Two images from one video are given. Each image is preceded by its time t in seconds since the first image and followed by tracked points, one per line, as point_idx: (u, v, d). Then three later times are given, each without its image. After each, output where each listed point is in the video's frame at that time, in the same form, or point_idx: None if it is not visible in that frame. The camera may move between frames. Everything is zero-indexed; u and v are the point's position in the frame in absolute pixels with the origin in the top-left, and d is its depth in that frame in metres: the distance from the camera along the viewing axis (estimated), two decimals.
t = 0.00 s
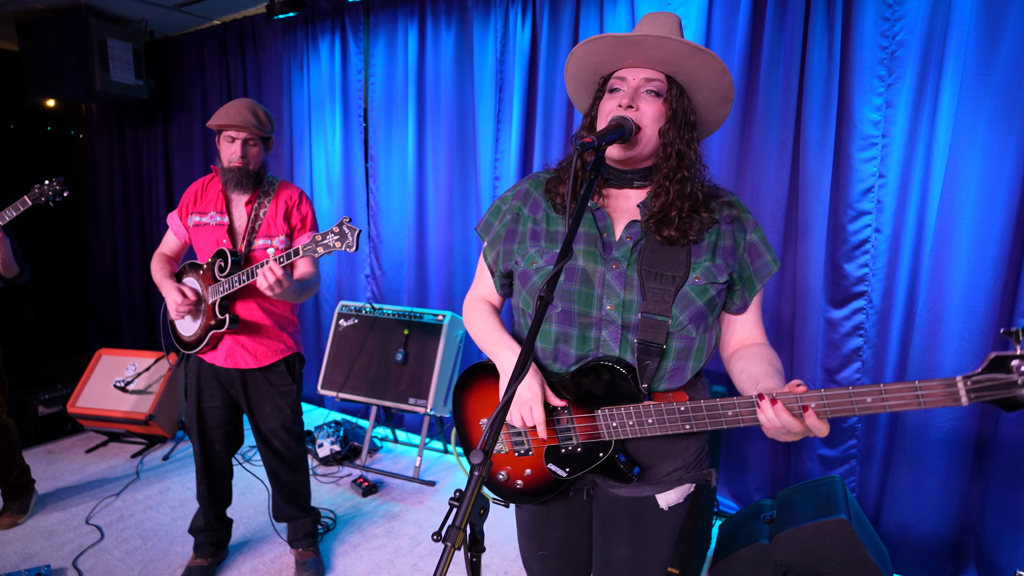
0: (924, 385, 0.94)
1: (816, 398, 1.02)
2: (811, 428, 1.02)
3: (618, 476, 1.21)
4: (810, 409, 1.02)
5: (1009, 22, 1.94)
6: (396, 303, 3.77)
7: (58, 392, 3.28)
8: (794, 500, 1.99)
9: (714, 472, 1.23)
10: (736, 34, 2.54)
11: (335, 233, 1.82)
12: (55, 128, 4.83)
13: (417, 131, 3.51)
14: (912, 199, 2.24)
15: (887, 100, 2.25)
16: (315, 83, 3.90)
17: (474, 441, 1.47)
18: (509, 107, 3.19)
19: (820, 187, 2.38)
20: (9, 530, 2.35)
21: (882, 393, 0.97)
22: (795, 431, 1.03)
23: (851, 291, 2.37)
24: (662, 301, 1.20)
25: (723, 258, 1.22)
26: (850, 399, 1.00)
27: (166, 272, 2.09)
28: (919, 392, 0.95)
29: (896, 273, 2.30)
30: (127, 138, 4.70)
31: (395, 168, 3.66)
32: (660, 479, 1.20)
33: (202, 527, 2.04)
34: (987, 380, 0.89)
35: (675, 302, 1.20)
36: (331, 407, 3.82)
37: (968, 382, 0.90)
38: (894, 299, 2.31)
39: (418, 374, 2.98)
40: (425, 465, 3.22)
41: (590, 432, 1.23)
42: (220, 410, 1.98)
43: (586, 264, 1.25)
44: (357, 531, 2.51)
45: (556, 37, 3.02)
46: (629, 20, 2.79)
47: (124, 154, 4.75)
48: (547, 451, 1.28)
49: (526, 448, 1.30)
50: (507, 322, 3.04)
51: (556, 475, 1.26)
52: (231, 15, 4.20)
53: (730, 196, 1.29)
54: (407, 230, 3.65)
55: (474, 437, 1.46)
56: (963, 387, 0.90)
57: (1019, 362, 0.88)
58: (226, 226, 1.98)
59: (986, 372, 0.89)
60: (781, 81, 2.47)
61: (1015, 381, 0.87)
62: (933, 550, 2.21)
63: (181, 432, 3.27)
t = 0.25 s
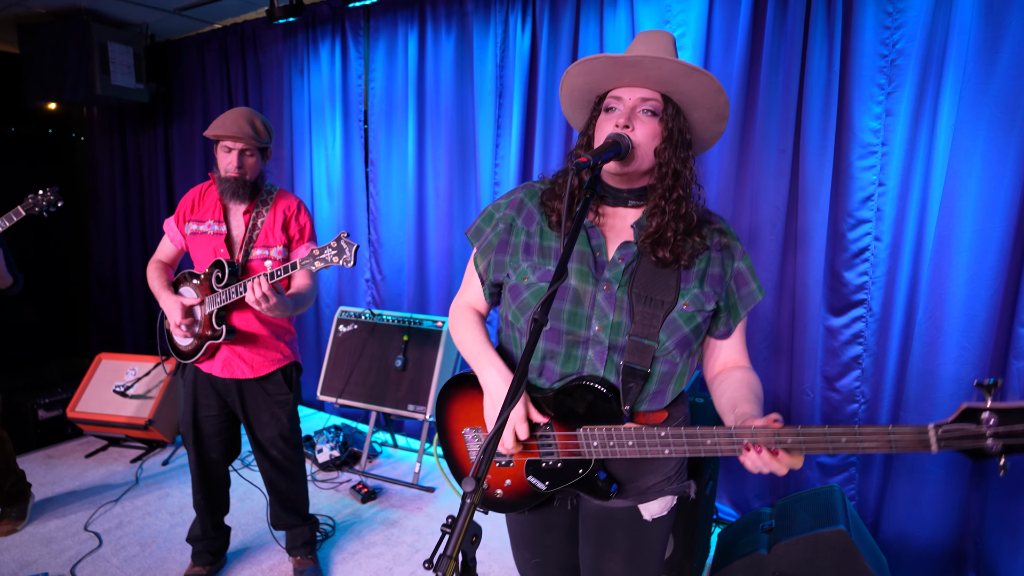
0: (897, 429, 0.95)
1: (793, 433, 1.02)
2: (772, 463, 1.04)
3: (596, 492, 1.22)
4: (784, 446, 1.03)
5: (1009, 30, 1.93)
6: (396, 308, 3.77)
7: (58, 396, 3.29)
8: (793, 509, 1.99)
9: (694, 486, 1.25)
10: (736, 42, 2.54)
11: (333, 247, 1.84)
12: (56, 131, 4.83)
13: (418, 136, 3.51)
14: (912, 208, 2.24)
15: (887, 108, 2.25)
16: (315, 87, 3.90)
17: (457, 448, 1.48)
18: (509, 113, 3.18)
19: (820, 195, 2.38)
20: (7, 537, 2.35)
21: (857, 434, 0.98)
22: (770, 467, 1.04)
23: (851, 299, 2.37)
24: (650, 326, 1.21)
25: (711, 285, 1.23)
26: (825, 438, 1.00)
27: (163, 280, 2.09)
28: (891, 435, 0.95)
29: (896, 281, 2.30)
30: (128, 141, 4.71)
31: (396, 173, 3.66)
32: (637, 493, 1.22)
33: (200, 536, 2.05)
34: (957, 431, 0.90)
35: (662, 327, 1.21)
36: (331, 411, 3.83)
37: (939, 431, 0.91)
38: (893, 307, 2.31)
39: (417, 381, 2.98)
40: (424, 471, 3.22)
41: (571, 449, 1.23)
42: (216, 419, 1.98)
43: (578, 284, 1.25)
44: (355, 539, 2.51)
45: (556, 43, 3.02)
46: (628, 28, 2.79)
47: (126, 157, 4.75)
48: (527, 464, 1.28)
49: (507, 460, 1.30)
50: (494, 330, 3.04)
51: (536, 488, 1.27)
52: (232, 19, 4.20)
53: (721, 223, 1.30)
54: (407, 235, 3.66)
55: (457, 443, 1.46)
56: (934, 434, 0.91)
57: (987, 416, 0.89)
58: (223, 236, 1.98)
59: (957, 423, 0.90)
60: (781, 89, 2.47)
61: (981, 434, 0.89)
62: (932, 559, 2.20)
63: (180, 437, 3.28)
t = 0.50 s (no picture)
0: (863, 477, 0.94)
1: (761, 470, 1.02)
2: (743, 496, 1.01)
3: (571, 508, 1.24)
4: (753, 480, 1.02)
5: (1006, 39, 1.93)
6: (396, 313, 3.78)
7: (59, 400, 3.30)
8: (790, 517, 2.00)
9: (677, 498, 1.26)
10: (734, 50, 2.55)
11: (329, 261, 1.86)
12: (58, 134, 4.85)
13: (418, 141, 3.52)
14: (909, 216, 2.24)
15: (884, 116, 2.25)
16: (315, 92, 3.91)
17: (442, 453, 1.50)
18: (508, 118, 3.19)
19: (817, 203, 2.37)
20: (7, 542, 2.37)
21: (823, 477, 0.97)
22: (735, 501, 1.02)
23: (849, 306, 2.37)
24: (630, 348, 1.22)
25: (696, 310, 1.24)
26: (792, 479, 1.00)
27: (160, 289, 2.10)
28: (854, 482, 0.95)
29: (893, 289, 2.30)
30: (130, 144, 4.72)
31: (396, 177, 3.67)
32: (617, 509, 1.23)
33: (198, 543, 2.06)
34: (923, 483, 0.90)
35: (644, 350, 1.22)
36: (331, 415, 3.84)
37: (907, 483, 0.90)
38: (890, 314, 2.31)
39: (415, 387, 3.00)
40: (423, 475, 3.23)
41: (549, 465, 1.25)
42: (214, 427, 1.99)
43: (562, 302, 1.29)
44: (354, 544, 2.52)
45: (555, 49, 3.02)
46: (626, 34, 2.80)
47: (128, 160, 4.77)
48: (509, 476, 1.31)
49: (490, 470, 1.33)
50: (486, 341, 3.05)
51: (516, 499, 1.30)
52: (233, 24, 4.21)
53: (712, 245, 1.31)
54: (407, 239, 3.67)
55: (442, 449, 1.48)
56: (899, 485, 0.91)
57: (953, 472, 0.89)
58: (220, 244, 1.99)
59: (923, 475, 0.90)
60: (779, 96, 2.47)
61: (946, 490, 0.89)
62: (930, 566, 2.20)
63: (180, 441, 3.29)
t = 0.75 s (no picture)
0: (832, 501, 0.94)
1: (732, 491, 1.02)
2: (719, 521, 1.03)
3: (557, 520, 1.25)
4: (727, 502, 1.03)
5: (1006, 48, 1.94)
6: (397, 317, 3.78)
7: (61, 403, 3.32)
8: (789, 523, 2.00)
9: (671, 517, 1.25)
10: (734, 57, 2.55)
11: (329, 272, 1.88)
12: (61, 136, 4.87)
13: (419, 146, 3.52)
14: (908, 223, 2.24)
15: (884, 123, 2.25)
16: (316, 95, 3.91)
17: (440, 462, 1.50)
18: (509, 123, 3.19)
19: (817, 210, 2.38)
20: (8, 547, 2.38)
21: (792, 501, 0.97)
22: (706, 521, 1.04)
23: (848, 313, 2.37)
24: (615, 363, 1.24)
25: (688, 327, 1.24)
26: (762, 501, 1.00)
27: (160, 296, 2.11)
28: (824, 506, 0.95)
29: (893, 295, 2.30)
30: (132, 146, 4.73)
31: (397, 180, 3.68)
32: (607, 525, 1.23)
33: (198, 548, 2.07)
34: (892, 511, 0.89)
35: (630, 366, 1.23)
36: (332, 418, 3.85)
37: (875, 510, 0.90)
38: (889, 321, 2.31)
39: (415, 391, 3.01)
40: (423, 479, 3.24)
41: (536, 477, 1.27)
42: (214, 433, 2.00)
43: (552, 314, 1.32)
44: (354, 549, 2.53)
45: (556, 54, 3.03)
46: (626, 40, 2.80)
47: (130, 162, 4.78)
48: (500, 487, 1.33)
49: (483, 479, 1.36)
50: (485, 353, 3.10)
51: (506, 510, 1.32)
52: (235, 27, 4.22)
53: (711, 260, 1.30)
54: (408, 243, 3.67)
55: (439, 457, 1.49)
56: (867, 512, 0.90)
57: (924, 500, 0.87)
58: (220, 252, 2.00)
59: (893, 503, 0.89)
60: (778, 103, 2.47)
61: (918, 518, 0.88)
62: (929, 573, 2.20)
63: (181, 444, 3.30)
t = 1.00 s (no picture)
0: (817, 518, 0.94)
1: (718, 503, 1.03)
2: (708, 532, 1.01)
3: (554, 528, 1.26)
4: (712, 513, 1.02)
5: (1010, 52, 1.93)
6: (400, 319, 3.78)
7: (65, 404, 3.33)
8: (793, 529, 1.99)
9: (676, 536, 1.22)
10: (737, 61, 2.55)
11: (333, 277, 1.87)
12: (65, 138, 4.90)
13: (422, 149, 3.52)
14: (912, 227, 2.24)
15: (888, 127, 2.24)
16: (320, 97, 3.92)
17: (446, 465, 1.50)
18: (512, 126, 3.19)
19: (820, 214, 2.37)
20: (11, 549, 2.39)
21: (777, 516, 0.98)
22: (692, 534, 1.04)
23: (852, 317, 2.36)
24: (614, 371, 1.23)
25: (691, 336, 1.23)
26: (747, 514, 1.00)
27: (163, 299, 2.11)
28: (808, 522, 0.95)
29: (896, 300, 2.29)
30: (136, 148, 4.73)
31: (400, 183, 3.68)
32: (606, 537, 1.22)
33: (200, 552, 2.08)
34: (877, 530, 0.89)
35: (628, 375, 1.22)
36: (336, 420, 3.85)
37: (858, 528, 0.90)
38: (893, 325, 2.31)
39: (417, 395, 3.01)
40: (426, 482, 3.24)
41: (534, 483, 1.29)
42: (217, 436, 2.00)
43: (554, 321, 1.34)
44: (356, 553, 2.53)
45: (559, 57, 3.03)
46: (630, 43, 2.80)
47: (134, 163, 4.79)
48: (500, 491, 1.35)
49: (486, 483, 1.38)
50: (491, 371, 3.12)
51: (506, 515, 1.34)
52: (238, 30, 4.24)
53: (720, 266, 1.27)
54: (411, 245, 3.67)
55: (445, 459, 1.49)
56: (851, 530, 0.91)
57: (911, 521, 0.87)
58: (223, 256, 2.00)
59: (878, 521, 0.89)
60: (782, 107, 2.46)
61: (904, 539, 0.87)
62: None
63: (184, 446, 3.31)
